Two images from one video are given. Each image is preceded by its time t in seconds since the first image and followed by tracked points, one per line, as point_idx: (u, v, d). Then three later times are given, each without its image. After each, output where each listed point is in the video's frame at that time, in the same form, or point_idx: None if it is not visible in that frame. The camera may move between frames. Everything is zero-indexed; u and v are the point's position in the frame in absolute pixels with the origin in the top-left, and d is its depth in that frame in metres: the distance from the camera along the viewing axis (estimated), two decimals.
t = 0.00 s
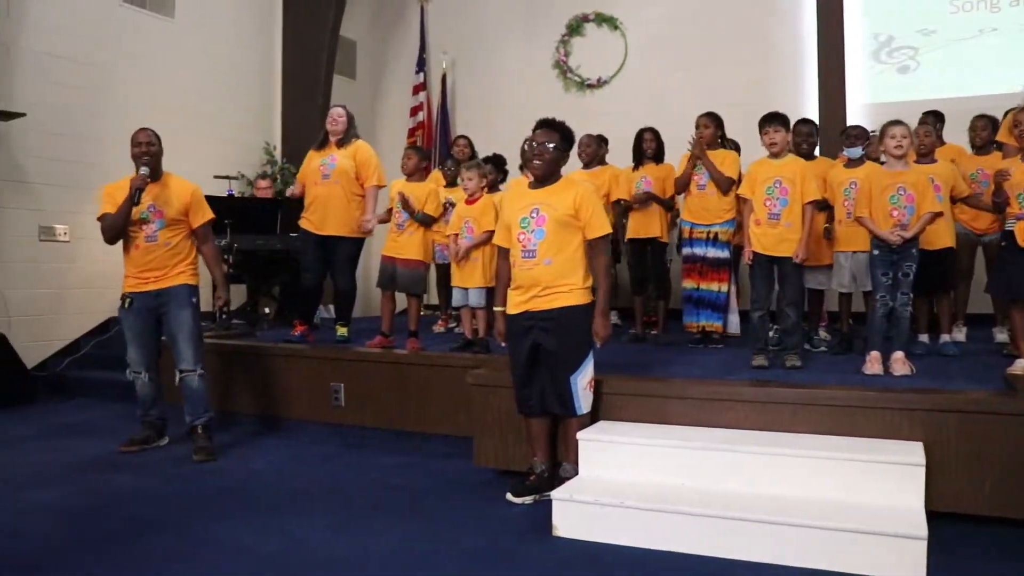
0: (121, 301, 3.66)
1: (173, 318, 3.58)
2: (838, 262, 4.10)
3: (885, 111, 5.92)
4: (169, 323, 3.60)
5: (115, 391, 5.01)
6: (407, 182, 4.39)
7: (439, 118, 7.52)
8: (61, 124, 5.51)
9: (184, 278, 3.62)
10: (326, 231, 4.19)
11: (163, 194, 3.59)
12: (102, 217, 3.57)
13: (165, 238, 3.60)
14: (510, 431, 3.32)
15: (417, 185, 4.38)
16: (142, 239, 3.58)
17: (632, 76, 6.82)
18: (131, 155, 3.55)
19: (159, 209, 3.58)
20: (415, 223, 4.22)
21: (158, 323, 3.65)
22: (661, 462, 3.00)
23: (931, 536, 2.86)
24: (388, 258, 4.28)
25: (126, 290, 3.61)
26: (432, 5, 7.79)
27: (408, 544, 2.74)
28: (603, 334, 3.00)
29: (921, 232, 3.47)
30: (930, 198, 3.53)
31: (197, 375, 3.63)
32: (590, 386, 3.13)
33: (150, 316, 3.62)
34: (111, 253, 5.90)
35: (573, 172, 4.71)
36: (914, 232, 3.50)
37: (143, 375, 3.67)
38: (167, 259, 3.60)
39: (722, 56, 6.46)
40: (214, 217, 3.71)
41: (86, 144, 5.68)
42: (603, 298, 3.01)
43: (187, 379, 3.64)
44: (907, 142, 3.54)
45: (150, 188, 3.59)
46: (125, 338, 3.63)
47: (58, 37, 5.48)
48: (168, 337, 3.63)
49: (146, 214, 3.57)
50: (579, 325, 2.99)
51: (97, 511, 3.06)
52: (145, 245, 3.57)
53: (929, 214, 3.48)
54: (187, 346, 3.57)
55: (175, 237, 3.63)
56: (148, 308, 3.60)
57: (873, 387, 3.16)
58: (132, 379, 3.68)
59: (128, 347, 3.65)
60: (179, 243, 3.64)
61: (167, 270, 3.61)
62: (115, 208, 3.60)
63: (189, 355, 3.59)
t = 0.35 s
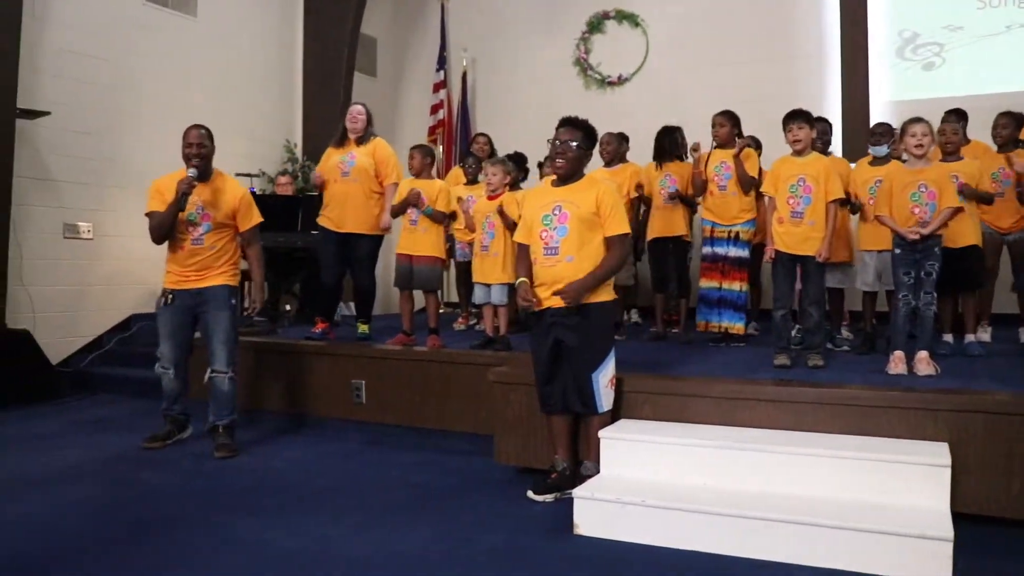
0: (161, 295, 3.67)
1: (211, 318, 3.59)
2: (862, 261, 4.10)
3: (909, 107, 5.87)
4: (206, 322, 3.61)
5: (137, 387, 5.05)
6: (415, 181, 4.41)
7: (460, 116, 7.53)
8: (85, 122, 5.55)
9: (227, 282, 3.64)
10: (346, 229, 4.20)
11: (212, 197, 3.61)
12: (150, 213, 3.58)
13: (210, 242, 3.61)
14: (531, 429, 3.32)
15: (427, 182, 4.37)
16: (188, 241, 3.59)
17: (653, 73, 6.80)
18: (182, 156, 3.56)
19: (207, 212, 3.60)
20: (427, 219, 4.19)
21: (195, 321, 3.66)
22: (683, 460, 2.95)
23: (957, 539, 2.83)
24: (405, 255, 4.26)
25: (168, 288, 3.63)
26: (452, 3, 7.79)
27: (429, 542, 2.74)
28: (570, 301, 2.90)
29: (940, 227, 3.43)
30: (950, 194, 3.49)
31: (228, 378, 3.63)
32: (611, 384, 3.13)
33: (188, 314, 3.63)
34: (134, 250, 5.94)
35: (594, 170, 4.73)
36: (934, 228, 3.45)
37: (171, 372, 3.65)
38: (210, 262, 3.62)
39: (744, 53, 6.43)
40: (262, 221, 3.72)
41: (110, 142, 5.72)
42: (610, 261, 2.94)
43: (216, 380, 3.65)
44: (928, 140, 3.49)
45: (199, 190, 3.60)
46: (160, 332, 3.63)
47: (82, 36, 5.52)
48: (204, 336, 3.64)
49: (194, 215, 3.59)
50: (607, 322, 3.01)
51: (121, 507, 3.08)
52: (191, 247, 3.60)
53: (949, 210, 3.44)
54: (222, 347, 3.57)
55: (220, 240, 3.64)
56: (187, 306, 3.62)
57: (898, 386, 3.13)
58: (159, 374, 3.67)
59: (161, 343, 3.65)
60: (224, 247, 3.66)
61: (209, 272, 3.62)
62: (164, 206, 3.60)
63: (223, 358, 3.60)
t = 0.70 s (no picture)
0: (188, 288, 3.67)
1: (236, 315, 3.61)
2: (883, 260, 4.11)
3: (930, 105, 5.83)
4: (230, 319, 3.63)
5: (156, 385, 5.08)
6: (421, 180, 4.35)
7: (478, 114, 7.52)
8: (106, 121, 5.59)
9: (256, 278, 3.65)
10: (361, 227, 4.20)
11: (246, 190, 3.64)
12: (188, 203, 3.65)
13: (242, 235, 3.62)
14: (550, 428, 3.31)
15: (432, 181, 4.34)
16: (220, 233, 3.62)
17: (672, 72, 6.78)
18: (218, 148, 3.60)
19: (240, 204, 3.62)
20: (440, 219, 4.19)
21: (219, 318, 3.67)
22: (702, 461, 2.93)
23: (980, 542, 2.79)
24: (418, 256, 4.26)
25: (197, 281, 3.63)
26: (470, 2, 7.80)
27: (447, 540, 2.74)
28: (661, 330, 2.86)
29: (956, 226, 3.40)
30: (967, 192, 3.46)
31: (250, 377, 3.66)
32: (630, 383, 3.10)
33: (212, 309, 3.64)
34: (154, 249, 5.98)
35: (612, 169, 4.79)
36: (949, 227, 3.43)
37: (189, 367, 3.62)
38: (242, 256, 3.62)
39: (763, 52, 6.41)
40: (298, 217, 3.72)
41: (131, 141, 5.76)
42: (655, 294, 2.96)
43: (237, 379, 3.67)
44: (948, 140, 3.47)
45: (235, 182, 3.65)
46: (182, 326, 3.61)
47: (103, 36, 5.56)
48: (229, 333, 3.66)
49: (228, 206, 3.63)
50: (621, 323, 2.96)
51: (141, 504, 3.10)
52: (223, 239, 3.61)
53: (965, 209, 3.41)
54: (246, 347, 3.60)
55: (252, 234, 3.65)
56: (212, 301, 3.63)
57: (920, 386, 3.10)
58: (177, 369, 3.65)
59: (181, 336, 3.63)
60: (257, 241, 3.66)
61: (241, 267, 3.62)
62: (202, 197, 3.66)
63: (244, 358, 3.63)
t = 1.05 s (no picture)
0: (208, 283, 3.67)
1: (254, 313, 3.61)
2: (899, 260, 4.11)
3: (950, 104, 5.79)
4: (248, 317, 3.63)
5: (173, 383, 5.11)
6: (435, 179, 4.43)
7: (493, 114, 7.48)
8: (124, 121, 5.62)
9: (270, 274, 3.63)
10: (375, 226, 4.19)
11: (259, 184, 3.66)
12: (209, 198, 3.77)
13: (257, 227, 3.62)
14: (567, 428, 3.31)
15: (444, 181, 4.42)
16: (235, 226, 3.64)
17: (688, 71, 6.77)
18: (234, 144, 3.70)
19: (253, 197, 3.64)
20: (451, 220, 4.22)
21: (236, 317, 3.67)
22: (719, 461, 2.89)
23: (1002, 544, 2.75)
24: (433, 256, 4.28)
25: (215, 278, 3.65)
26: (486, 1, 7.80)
27: (463, 539, 2.73)
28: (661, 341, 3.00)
29: (973, 226, 3.39)
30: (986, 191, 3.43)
31: (268, 376, 3.66)
32: (648, 383, 3.09)
33: (230, 307, 3.64)
34: (171, 248, 6.01)
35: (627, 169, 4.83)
36: (963, 228, 3.42)
37: (205, 360, 3.59)
38: (257, 249, 3.61)
39: (780, 51, 6.39)
40: (313, 208, 3.67)
41: (149, 140, 5.79)
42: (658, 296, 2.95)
43: (252, 377, 3.65)
44: (966, 139, 3.44)
45: (252, 176, 3.69)
46: (202, 319, 3.60)
47: (120, 36, 5.58)
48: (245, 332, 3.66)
49: (242, 200, 3.66)
50: (641, 323, 2.97)
51: (156, 502, 3.10)
52: (238, 232, 3.63)
53: (982, 209, 3.39)
54: (263, 346, 3.60)
55: (267, 227, 3.63)
56: (230, 299, 3.63)
57: (940, 387, 3.07)
58: (189, 360, 3.60)
59: (200, 332, 3.61)
60: (272, 233, 3.65)
61: (257, 262, 3.62)
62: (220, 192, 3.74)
63: (260, 357, 3.63)
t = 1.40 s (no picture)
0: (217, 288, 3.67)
1: (267, 313, 3.63)
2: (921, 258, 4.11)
3: (971, 100, 5.75)
4: (260, 318, 3.64)
5: (190, 382, 5.13)
6: (464, 178, 4.43)
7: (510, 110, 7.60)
8: (142, 121, 5.66)
9: (284, 270, 3.64)
10: (392, 225, 4.21)
11: (270, 180, 3.68)
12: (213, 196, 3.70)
13: (270, 223, 3.63)
14: (585, 426, 3.30)
15: (474, 180, 4.41)
16: (247, 223, 3.63)
17: (706, 69, 6.75)
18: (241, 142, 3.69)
19: (265, 192, 3.65)
20: (474, 219, 4.22)
21: (247, 317, 3.68)
22: (738, 461, 2.87)
23: None
24: (453, 254, 4.28)
25: (227, 279, 3.63)
26: None
27: (481, 538, 2.73)
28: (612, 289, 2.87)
29: (994, 225, 3.36)
30: (1007, 189, 3.40)
31: (284, 373, 3.68)
32: (667, 382, 3.07)
33: (242, 309, 3.64)
34: (189, 247, 6.04)
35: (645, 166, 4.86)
36: (985, 226, 3.38)
37: (223, 367, 3.64)
38: (271, 245, 3.62)
39: (799, 47, 6.36)
40: (324, 203, 3.73)
41: (168, 140, 5.82)
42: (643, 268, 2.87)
43: (271, 377, 3.70)
44: (985, 136, 3.41)
45: (260, 174, 3.69)
46: (213, 326, 3.63)
47: (138, 36, 5.62)
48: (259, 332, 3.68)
49: (253, 196, 3.65)
50: (663, 322, 2.96)
51: (175, 500, 3.11)
52: (251, 228, 3.62)
53: (1004, 206, 3.35)
54: (276, 346, 3.63)
55: (280, 222, 3.64)
56: (241, 301, 3.64)
57: (962, 386, 3.04)
58: (209, 369, 3.64)
59: (212, 337, 3.65)
60: (285, 228, 3.66)
61: (271, 258, 3.63)
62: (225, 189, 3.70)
63: (276, 355, 3.66)
